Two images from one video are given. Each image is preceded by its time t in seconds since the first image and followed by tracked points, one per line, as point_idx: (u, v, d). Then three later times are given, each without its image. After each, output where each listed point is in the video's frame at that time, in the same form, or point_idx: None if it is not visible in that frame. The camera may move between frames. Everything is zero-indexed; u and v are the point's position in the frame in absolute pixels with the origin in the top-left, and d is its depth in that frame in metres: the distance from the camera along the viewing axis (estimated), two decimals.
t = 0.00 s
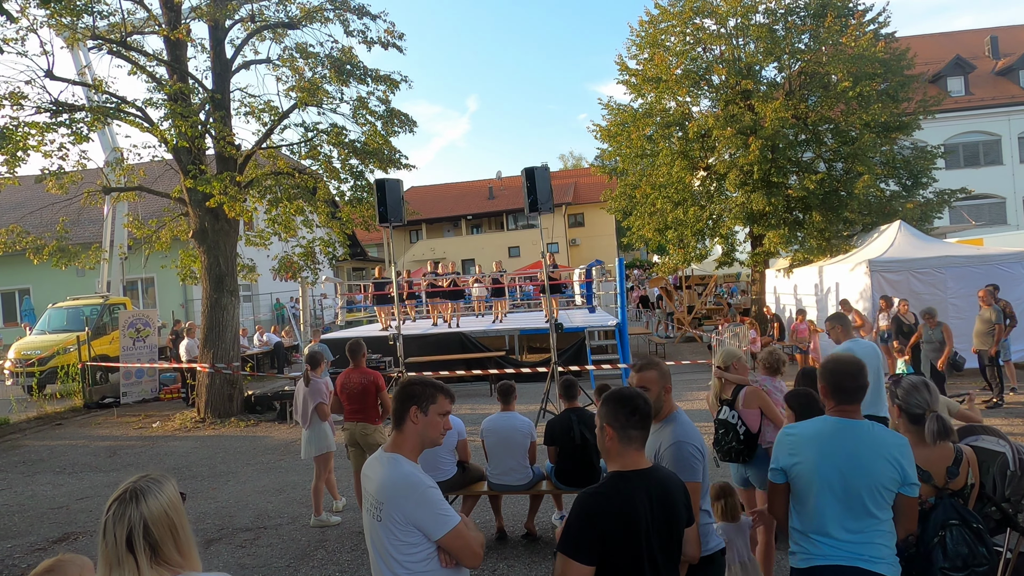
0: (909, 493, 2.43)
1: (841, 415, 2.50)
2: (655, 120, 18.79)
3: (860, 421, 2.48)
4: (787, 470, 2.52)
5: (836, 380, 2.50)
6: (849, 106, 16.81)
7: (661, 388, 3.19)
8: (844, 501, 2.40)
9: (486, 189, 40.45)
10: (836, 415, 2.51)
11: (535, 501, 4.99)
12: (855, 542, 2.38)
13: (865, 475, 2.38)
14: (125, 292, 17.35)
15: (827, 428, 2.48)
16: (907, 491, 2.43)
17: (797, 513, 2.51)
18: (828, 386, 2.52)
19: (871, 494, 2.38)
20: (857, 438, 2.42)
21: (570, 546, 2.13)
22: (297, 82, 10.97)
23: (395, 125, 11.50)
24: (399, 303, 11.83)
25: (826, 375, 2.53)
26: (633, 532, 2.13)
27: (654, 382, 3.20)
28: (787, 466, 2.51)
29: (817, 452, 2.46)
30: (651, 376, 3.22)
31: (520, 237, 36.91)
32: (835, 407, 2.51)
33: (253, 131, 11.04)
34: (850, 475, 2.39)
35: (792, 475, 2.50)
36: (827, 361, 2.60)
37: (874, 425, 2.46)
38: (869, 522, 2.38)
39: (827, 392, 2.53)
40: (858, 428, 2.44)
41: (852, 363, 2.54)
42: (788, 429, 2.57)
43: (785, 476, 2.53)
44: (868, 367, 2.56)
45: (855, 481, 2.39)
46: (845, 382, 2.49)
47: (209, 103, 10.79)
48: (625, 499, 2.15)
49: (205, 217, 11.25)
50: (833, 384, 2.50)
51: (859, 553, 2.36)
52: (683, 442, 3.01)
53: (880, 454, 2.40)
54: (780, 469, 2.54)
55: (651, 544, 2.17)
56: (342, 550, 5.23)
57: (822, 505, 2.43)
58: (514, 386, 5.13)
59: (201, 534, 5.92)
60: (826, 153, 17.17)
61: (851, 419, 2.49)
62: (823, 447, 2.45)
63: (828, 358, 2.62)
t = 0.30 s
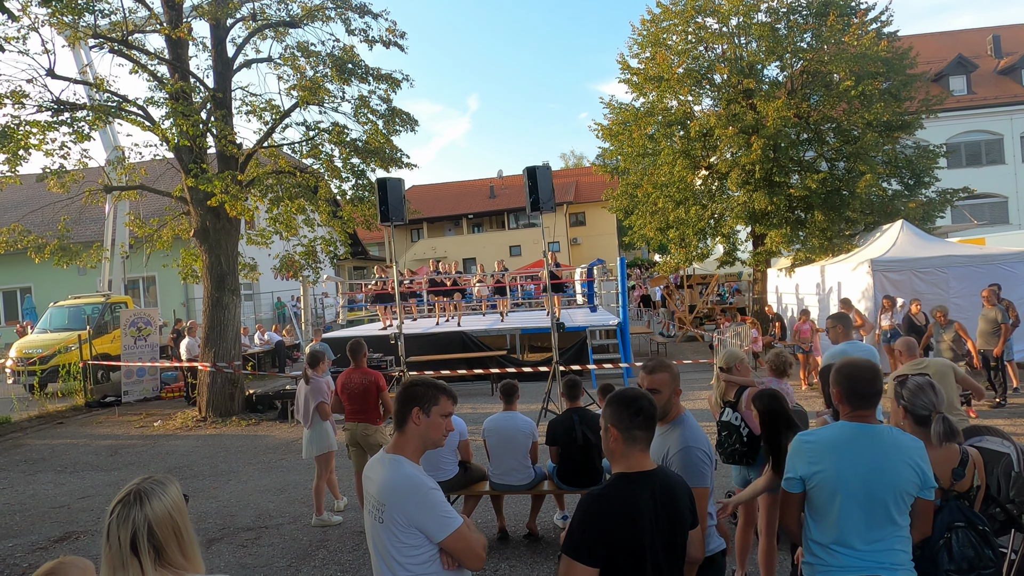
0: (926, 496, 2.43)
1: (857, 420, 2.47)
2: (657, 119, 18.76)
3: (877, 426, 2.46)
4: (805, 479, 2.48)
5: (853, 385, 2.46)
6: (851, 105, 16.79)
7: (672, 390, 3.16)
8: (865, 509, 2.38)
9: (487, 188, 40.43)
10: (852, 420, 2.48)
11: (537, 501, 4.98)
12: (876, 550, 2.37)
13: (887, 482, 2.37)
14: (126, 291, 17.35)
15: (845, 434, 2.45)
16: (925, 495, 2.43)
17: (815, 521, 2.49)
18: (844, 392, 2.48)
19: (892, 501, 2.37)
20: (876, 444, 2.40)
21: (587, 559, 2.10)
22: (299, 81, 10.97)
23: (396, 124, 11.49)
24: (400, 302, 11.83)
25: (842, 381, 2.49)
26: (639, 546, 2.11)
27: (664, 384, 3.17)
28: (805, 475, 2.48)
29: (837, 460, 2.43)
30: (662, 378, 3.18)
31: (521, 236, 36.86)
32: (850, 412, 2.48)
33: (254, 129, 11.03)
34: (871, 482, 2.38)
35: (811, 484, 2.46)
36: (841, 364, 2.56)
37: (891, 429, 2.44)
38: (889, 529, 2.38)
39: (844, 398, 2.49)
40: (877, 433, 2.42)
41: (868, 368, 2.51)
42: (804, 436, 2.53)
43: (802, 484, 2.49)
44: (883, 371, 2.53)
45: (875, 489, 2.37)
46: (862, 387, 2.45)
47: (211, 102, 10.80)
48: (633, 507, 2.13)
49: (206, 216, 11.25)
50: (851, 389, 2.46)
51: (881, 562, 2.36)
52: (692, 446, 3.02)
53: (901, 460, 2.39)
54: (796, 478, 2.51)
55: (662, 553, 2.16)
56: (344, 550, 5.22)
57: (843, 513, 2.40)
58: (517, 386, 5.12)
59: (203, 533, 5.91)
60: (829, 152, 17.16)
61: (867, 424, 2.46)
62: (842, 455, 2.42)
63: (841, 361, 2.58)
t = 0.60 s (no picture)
0: (920, 493, 2.40)
1: (849, 420, 2.42)
2: (657, 119, 18.73)
3: (870, 425, 2.41)
4: (798, 482, 2.44)
5: (847, 385, 2.40)
6: (853, 106, 16.75)
7: (669, 387, 3.13)
8: (861, 511, 2.33)
9: (488, 188, 40.42)
10: (844, 421, 2.43)
11: (535, 501, 4.94)
12: (873, 552, 2.33)
13: (881, 481, 2.33)
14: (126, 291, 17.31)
15: (838, 435, 2.39)
16: (920, 493, 2.39)
17: (810, 524, 2.45)
18: (837, 391, 2.42)
19: (888, 501, 2.33)
20: (871, 445, 2.35)
21: (585, 559, 2.05)
22: (298, 80, 10.94)
23: (396, 124, 11.46)
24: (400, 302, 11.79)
25: (834, 380, 2.43)
26: (639, 549, 2.07)
27: (662, 381, 3.13)
28: (798, 477, 2.43)
29: (830, 461, 2.38)
30: (659, 376, 3.15)
31: (522, 237, 36.81)
32: (842, 412, 2.42)
33: (254, 128, 11.01)
34: (866, 482, 2.33)
35: (804, 487, 2.42)
36: (835, 363, 2.50)
37: (885, 428, 2.39)
38: (886, 530, 2.34)
39: (836, 397, 2.43)
40: (870, 434, 2.37)
41: (861, 366, 2.44)
42: (795, 438, 2.48)
43: (795, 487, 2.45)
44: (875, 368, 2.47)
45: (870, 490, 2.33)
46: (856, 387, 2.38)
47: (210, 101, 10.80)
48: (631, 506, 2.09)
49: (206, 216, 11.21)
50: (843, 389, 2.40)
51: (878, 562, 2.32)
52: (692, 446, 2.98)
53: (895, 459, 2.34)
54: (790, 481, 2.47)
55: (661, 552, 2.12)
56: (341, 550, 5.18)
57: (838, 515, 2.36)
58: (515, 385, 5.07)
59: (199, 533, 5.87)
60: (830, 153, 17.14)
61: (861, 424, 2.41)
62: (836, 457, 2.37)
63: (834, 359, 2.51)
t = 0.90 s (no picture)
0: (907, 493, 2.39)
1: (832, 423, 2.40)
2: (659, 120, 18.71)
3: (854, 427, 2.39)
4: (783, 486, 2.44)
5: (830, 387, 2.40)
6: (855, 107, 16.72)
7: (666, 388, 3.12)
8: (847, 514, 2.32)
9: (489, 189, 40.42)
10: (827, 423, 2.41)
11: (535, 502, 4.92)
12: (861, 556, 2.32)
13: (867, 483, 2.31)
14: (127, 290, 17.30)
15: (821, 439, 2.38)
16: (908, 492, 2.38)
17: (796, 527, 2.44)
18: (820, 394, 2.42)
19: (874, 504, 2.31)
20: (855, 448, 2.34)
21: (586, 562, 2.04)
22: (300, 80, 10.93)
23: (398, 124, 11.45)
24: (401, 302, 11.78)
25: (818, 383, 2.43)
26: (638, 550, 2.05)
27: (659, 382, 3.12)
28: (783, 482, 2.43)
29: (815, 465, 2.36)
30: (656, 375, 3.15)
31: (524, 238, 36.79)
32: (825, 415, 2.42)
33: (255, 128, 11.01)
34: (852, 485, 2.31)
35: (789, 491, 2.41)
36: (819, 367, 2.49)
37: (869, 429, 2.38)
38: (874, 533, 2.32)
39: (820, 401, 2.42)
40: (854, 436, 2.36)
41: (844, 368, 2.44)
42: (779, 442, 2.47)
43: (782, 492, 2.45)
44: (859, 370, 2.46)
45: (856, 493, 2.31)
46: (838, 389, 2.38)
47: (212, 101, 10.81)
48: (625, 510, 2.07)
49: (207, 215, 11.21)
50: (826, 392, 2.40)
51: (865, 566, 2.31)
52: (689, 446, 2.95)
53: (879, 460, 2.33)
54: (775, 485, 2.46)
55: (661, 554, 2.10)
56: (341, 551, 5.17)
57: (825, 518, 2.35)
58: (517, 386, 5.05)
59: (199, 533, 5.86)
60: (832, 154, 17.10)
61: (845, 426, 2.40)
62: (820, 461, 2.36)
63: (817, 362, 2.51)
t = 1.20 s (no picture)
0: (913, 491, 2.37)
1: (837, 424, 2.36)
2: (662, 120, 18.65)
3: (859, 428, 2.35)
4: (788, 489, 2.38)
5: (833, 388, 2.34)
6: (858, 107, 16.65)
7: (669, 387, 3.09)
8: (855, 517, 2.27)
9: (491, 189, 40.39)
10: (831, 425, 2.37)
11: (537, 503, 4.87)
12: (870, 559, 2.27)
13: (875, 483, 2.26)
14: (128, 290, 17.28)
15: (827, 441, 2.33)
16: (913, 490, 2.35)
17: (803, 530, 2.39)
18: (822, 394, 2.37)
19: (882, 506, 2.27)
20: (861, 448, 2.29)
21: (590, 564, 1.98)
22: (301, 79, 10.90)
23: (399, 123, 11.41)
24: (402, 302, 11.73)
25: (820, 384, 2.38)
26: (644, 553, 2.00)
27: (662, 380, 3.11)
28: (789, 485, 2.37)
29: (821, 468, 2.31)
30: (660, 374, 3.12)
31: (526, 238, 36.72)
32: (829, 416, 2.37)
33: (257, 127, 10.98)
34: (860, 487, 2.27)
35: (795, 495, 2.36)
36: (821, 367, 2.44)
37: (874, 430, 2.33)
38: (882, 535, 2.28)
39: (823, 401, 2.38)
40: (860, 437, 2.31)
41: (846, 368, 2.40)
42: (784, 444, 2.41)
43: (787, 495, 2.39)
44: (861, 369, 2.42)
45: (864, 494, 2.26)
46: (840, 390, 2.33)
47: (213, 99, 10.79)
48: (631, 511, 2.02)
49: (208, 214, 11.19)
50: (829, 393, 2.35)
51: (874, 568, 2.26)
52: (689, 446, 2.95)
53: (887, 460, 2.29)
54: (780, 488, 2.40)
55: (665, 555, 2.05)
56: (340, 552, 5.12)
57: (833, 521, 2.30)
58: (519, 386, 5.00)
59: (197, 533, 5.82)
60: (835, 154, 17.01)
61: (850, 427, 2.35)
62: (826, 463, 2.31)
63: (820, 362, 2.47)
